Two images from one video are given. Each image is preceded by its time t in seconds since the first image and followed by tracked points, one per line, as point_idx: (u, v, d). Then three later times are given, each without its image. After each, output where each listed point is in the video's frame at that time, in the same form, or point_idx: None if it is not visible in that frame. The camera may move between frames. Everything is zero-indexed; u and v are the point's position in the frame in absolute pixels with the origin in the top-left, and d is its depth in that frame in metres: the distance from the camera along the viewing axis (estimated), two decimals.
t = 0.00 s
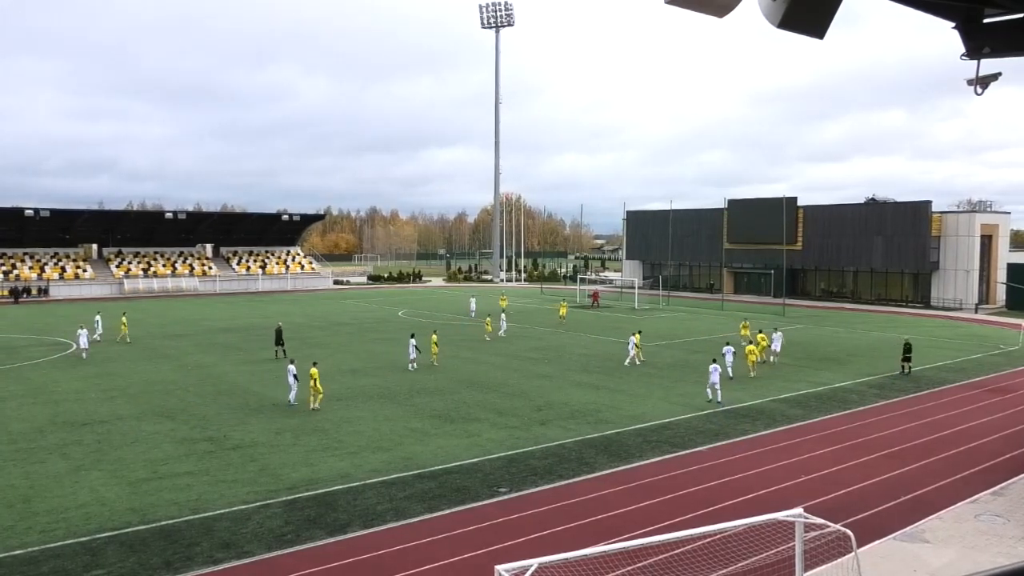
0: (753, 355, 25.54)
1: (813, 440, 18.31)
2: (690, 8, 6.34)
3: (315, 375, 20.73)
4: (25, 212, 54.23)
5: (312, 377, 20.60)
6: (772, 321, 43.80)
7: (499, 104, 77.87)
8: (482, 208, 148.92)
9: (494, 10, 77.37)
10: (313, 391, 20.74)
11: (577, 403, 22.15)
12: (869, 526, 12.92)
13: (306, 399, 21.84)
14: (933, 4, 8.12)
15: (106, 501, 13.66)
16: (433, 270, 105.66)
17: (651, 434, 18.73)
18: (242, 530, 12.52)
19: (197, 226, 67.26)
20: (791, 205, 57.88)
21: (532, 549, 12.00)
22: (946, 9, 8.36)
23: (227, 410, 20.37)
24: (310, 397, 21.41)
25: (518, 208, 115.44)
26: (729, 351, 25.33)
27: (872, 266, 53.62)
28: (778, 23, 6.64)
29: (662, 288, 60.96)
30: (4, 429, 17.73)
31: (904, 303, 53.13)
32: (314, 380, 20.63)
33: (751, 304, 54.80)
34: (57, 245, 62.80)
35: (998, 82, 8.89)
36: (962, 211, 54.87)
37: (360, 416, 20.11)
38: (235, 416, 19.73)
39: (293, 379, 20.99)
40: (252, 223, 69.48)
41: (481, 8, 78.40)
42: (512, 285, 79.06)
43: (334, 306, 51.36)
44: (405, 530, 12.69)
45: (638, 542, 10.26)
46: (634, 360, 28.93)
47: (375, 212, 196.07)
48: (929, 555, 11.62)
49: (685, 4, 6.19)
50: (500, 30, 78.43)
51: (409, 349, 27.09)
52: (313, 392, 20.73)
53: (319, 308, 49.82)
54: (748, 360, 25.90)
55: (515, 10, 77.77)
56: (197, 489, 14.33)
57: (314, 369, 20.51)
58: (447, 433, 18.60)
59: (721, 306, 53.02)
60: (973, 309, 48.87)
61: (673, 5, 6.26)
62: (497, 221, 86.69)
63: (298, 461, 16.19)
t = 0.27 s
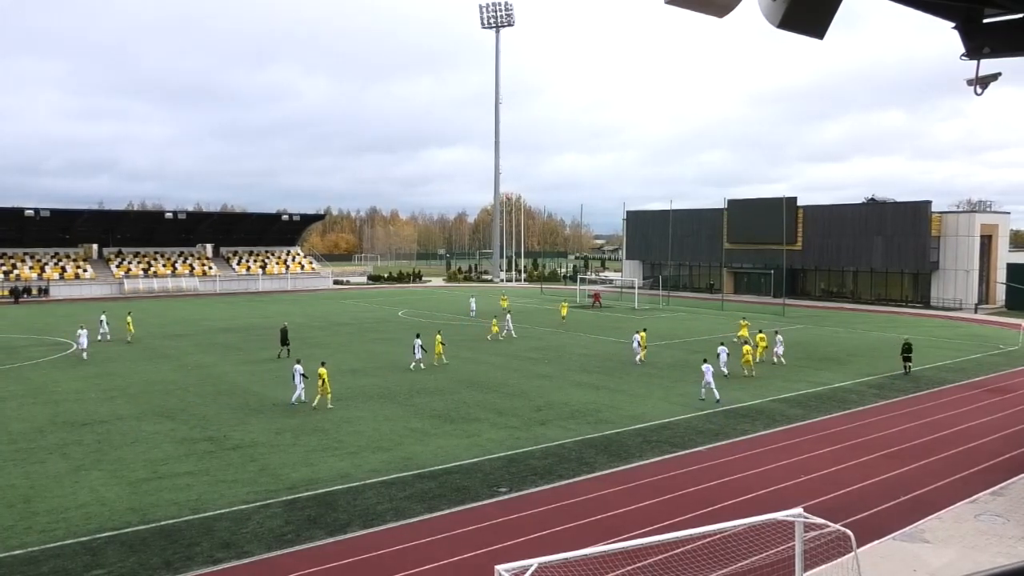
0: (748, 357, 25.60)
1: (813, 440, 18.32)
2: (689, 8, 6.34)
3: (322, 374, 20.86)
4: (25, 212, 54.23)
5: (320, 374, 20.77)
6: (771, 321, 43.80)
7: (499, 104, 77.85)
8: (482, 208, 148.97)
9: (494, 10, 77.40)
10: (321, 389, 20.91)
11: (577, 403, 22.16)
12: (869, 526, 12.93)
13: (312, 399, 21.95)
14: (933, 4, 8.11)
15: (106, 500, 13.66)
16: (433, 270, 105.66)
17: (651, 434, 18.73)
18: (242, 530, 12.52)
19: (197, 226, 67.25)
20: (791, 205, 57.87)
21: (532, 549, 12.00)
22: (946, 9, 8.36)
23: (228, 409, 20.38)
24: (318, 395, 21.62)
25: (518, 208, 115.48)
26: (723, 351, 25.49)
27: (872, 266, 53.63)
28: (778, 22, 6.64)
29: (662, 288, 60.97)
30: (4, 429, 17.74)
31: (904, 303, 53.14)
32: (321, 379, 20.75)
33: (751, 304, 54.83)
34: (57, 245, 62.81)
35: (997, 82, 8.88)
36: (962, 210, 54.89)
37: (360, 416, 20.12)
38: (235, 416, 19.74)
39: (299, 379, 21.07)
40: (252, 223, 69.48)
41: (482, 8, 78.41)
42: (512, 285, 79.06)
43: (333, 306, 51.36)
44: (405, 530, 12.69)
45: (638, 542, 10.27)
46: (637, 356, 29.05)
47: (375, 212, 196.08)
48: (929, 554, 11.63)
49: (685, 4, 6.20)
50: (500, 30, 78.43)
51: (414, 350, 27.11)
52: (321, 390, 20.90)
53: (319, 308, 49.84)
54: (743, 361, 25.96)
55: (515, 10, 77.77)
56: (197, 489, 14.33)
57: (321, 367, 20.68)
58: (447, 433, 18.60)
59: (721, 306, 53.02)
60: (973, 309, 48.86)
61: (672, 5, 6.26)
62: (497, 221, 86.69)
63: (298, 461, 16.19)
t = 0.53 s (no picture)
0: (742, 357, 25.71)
1: (813, 440, 18.33)
2: (689, 8, 6.34)
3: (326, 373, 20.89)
4: (25, 212, 54.22)
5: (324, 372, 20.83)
6: (771, 321, 43.80)
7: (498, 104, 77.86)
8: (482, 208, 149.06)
9: (494, 10, 77.40)
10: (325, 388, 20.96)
11: (577, 403, 22.17)
12: (869, 526, 12.93)
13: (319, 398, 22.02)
14: (933, 5, 8.12)
15: (106, 500, 13.67)
16: (433, 270, 105.69)
17: (651, 434, 18.74)
18: (242, 530, 12.52)
19: (197, 226, 67.24)
20: (791, 205, 57.89)
21: (532, 549, 12.00)
22: (946, 9, 8.36)
23: (228, 409, 20.38)
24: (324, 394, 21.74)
25: (518, 208, 115.52)
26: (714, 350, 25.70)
27: (872, 266, 53.65)
28: (779, 23, 6.63)
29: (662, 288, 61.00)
30: (4, 429, 17.74)
31: (903, 303, 53.17)
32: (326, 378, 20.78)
33: (751, 305, 54.86)
34: (57, 245, 62.81)
35: (997, 82, 8.88)
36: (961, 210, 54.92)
37: (360, 416, 20.13)
38: (235, 416, 19.75)
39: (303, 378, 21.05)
40: (252, 223, 69.50)
41: (482, 8, 78.42)
42: (512, 285, 79.11)
43: (333, 306, 51.37)
44: (405, 530, 12.70)
45: (638, 542, 10.27)
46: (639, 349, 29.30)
47: (375, 212, 196.13)
48: (929, 554, 11.63)
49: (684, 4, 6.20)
50: (500, 30, 78.44)
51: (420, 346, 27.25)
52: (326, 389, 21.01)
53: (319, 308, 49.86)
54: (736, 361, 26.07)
55: (515, 10, 77.80)
56: (196, 490, 14.33)
57: (325, 366, 20.73)
58: (447, 433, 18.60)
59: (721, 306, 53.03)
60: (973, 310, 48.90)
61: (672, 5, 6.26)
62: (497, 221, 86.74)
63: (298, 461, 16.20)
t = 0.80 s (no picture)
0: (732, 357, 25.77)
1: (813, 440, 18.34)
2: (689, 8, 6.34)
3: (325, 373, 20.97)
4: (24, 212, 54.22)
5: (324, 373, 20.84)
6: (771, 321, 43.79)
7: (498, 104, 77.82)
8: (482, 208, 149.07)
9: (494, 10, 77.41)
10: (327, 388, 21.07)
11: (576, 403, 22.18)
12: (869, 526, 12.94)
13: (320, 398, 22.08)
14: (933, 5, 8.11)
15: (105, 501, 13.66)
16: (433, 270, 105.73)
17: (651, 434, 18.74)
18: (241, 530, 12.52)
19: (197, 226, 67.22)
20: (790, 206, 57.89)
21: (531, 549, 12.00)
22: (945, 10, 8.36)
23: (227, 409, 20.38)
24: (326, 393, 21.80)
25: (517, 208, 115.54)
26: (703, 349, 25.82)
27: (871, 267, 53.67)
28: (778, 23, 6.63)
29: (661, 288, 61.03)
30: (3, 429, 17.74)
31: (903, 303, 53.19)
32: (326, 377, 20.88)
33: (751, 305, 54.89)
34: (57, 245, 62.80)
35: (997, 82, 8.87)
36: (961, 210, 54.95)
37: (359, 416, 20.12)
38: (235, 416, 19.75)
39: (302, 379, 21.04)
40: (252, 223, 69.51)
41: (481, 8, 78.43)
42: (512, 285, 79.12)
43: (332, 306, 51.34)
44: (405, 530, 12.70)
45: (638, 542, 10.29)
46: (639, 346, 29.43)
47: (375, 211, 196.12)
48: (929, 555, 11.63)
49: (685, 4, 6.19)
50: (499, 30, 78.42)
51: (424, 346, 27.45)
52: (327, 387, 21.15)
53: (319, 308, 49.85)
54: (728, 362, 26.12)
55: (514, 10, 77.82)
56: (196, 490, 14.33)
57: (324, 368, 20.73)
58: (447, 433, 18.61)
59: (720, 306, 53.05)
60: (972, 310, 48.93)
61: (672, 6, 6.26)
62: (497, 221, 86.73)
63: (297, 461, 16.19)
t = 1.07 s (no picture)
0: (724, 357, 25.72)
1: (812, 440, 18.35)
2: (689, 8, 6.34)
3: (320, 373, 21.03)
4: (24, 212, 54.21)
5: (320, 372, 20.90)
6: (771, 322, 43.78)
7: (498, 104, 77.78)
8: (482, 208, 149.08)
9: (493, 10, 77.43)
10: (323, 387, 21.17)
11: (576, 403, 22.18)
12: (868, 526, 12.94)
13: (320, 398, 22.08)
14: (933, 5, 8.12)
15: (105, 501, 13.66)
16: (433, 270, 105.77)
17: (651, 434, 18.74)
18: (241, 530, 12.52)
19: (197, 226, 67.22)
20: (790, 206, 57.87)
21: (531, 549, 12.01)
22: (945, 10, 8.36)
23: (227, 409, 20.38)
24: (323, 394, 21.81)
25: (517, 207, 115.54)
26: (692, 349, 25.96)
27: (871, 267, 53.68)
28: (778, 23, 6.63)
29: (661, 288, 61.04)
30: (3, 429, 17.74)
31: (902, 303, 53.20)
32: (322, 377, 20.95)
33: (751, 305, 54.94)
34: (57, 245, 62.80)
35: (997, 82, 8.86)
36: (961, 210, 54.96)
37: (359, 416, 20.13)
38: (234, 416, 19.75)
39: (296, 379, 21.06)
40: (251, 223, 69.50)
41: (481, 8, 78.45)
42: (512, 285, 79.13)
43: (332, 306, 51.35)
44: (405, 530, 12.70)
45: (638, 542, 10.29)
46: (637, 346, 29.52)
47: (375, 211, 196.07)
48: (928, 555, 11.64)
49: (684, 4, 6.19)
50: (499, 30, 78.44)
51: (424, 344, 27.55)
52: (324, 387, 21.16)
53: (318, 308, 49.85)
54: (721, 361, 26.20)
55: (514, 10, 77.83)
56: (196, 490, 14.33)
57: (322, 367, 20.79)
58: (447, 433, 18.61)
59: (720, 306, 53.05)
60: (972, 309, 48.94)
61: (672, 6, 6.26)
62: (497, 221, 86.68)
63: (297, 461, 16.19)
